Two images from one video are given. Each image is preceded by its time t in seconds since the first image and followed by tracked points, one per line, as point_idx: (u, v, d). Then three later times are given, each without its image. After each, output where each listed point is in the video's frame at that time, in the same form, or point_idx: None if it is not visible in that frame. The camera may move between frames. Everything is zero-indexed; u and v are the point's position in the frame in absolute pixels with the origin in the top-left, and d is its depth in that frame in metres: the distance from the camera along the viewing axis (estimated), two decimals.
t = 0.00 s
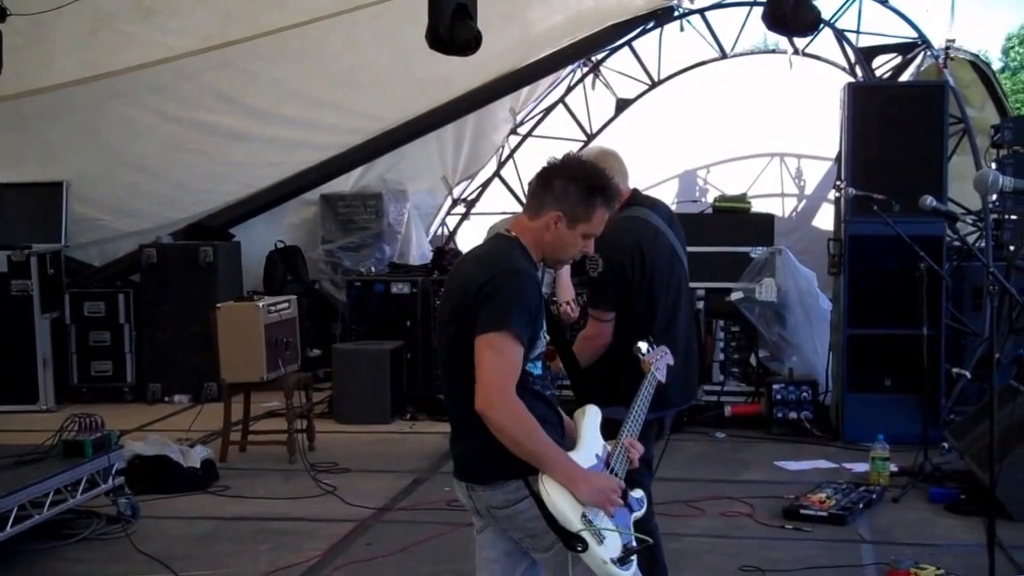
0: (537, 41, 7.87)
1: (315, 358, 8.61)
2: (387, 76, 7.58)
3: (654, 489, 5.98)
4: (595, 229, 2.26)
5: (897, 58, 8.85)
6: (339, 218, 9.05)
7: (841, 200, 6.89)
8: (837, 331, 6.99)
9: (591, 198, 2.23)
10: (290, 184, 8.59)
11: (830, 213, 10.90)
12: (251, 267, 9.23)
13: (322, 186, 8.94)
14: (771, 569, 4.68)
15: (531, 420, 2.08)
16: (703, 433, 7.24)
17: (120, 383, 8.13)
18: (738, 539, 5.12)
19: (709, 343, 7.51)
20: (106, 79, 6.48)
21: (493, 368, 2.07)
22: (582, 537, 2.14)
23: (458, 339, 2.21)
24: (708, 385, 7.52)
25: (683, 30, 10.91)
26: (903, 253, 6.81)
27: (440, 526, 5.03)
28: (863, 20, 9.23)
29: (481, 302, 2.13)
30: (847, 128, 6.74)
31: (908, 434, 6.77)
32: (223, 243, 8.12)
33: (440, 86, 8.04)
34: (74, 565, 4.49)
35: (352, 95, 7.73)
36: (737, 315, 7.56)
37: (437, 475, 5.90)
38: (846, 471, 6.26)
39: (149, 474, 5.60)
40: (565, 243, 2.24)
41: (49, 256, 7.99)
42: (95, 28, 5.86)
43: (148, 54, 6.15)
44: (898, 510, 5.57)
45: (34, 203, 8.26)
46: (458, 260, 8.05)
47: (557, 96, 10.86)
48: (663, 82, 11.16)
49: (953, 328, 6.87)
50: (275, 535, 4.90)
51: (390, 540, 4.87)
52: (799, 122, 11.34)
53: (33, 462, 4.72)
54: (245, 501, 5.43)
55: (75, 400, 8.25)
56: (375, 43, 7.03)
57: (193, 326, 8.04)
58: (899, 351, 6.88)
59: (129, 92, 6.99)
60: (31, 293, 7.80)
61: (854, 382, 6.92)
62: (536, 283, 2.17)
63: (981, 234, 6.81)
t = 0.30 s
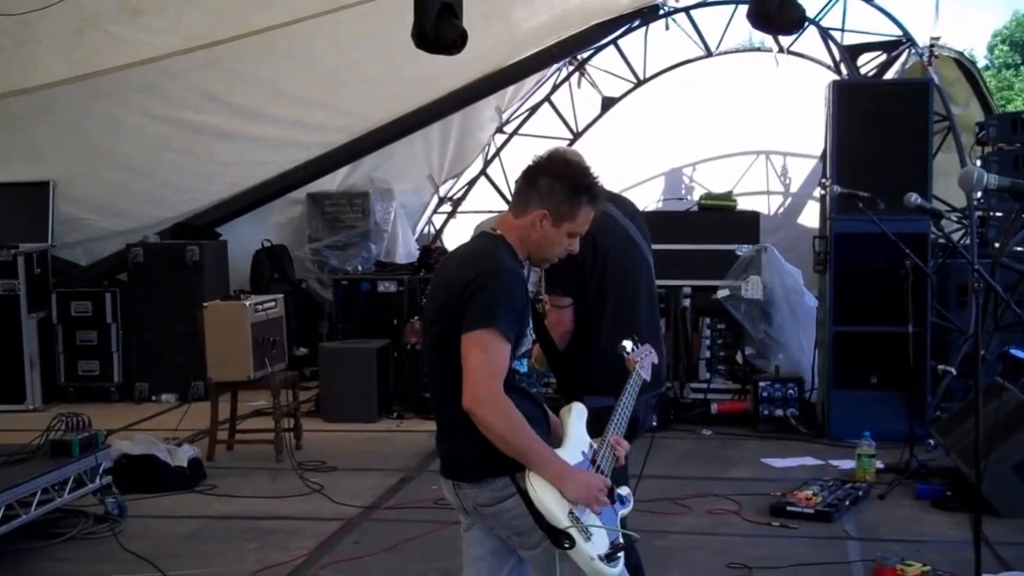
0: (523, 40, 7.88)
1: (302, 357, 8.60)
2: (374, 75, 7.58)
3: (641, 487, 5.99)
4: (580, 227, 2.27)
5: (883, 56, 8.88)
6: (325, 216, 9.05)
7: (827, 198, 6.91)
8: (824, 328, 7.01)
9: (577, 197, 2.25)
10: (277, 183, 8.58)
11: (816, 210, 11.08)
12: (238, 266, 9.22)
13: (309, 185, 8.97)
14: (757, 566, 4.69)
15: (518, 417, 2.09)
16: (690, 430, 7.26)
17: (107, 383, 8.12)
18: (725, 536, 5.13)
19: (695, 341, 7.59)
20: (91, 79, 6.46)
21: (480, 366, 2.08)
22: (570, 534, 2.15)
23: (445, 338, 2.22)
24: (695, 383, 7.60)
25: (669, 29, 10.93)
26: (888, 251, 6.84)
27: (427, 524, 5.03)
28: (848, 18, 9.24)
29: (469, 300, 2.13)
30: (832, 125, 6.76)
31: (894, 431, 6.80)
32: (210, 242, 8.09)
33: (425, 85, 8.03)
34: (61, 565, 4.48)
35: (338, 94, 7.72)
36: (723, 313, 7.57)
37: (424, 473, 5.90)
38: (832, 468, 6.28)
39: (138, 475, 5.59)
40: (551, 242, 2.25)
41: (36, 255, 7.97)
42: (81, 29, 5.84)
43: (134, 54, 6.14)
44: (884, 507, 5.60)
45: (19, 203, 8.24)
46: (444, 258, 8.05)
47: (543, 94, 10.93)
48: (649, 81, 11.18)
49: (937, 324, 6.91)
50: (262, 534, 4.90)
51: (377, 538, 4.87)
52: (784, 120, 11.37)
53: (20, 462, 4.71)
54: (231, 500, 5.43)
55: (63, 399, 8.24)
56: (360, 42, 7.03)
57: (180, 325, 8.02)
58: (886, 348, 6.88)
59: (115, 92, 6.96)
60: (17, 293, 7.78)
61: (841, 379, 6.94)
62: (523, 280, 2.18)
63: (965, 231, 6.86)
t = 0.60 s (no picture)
0: (505, 38, 7.89)
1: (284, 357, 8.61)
2: (356, 74, 7.58)
3: (624, 483, 6.01)
4: (559, 224, 2.28)
5: (863, 53, 8.92)
6: (308, 215, 9.05)
7: (807, 195, 6.94)
8: (805, 325, 7.04)
9: (557, 194, 2.26)
10: (259, 182, 8.58)
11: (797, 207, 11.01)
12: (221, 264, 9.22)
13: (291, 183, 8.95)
14: (740, 562, 4.72)
15: (500, 415, 2.10)
16: (672, 427, 7.28)
17: (90, 382, 8.11)
18: (708, 532, 5.15)
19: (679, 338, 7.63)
20: (73, 78, 6.44)
21: (462, 365, 2.09)
22: (552, 533, 2.14)
23: (426, 338, 2.23)
24: (677, 379, 7.64)
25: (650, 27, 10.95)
26: (869, 247, 6.87)
27: (411, 522, 5.05)
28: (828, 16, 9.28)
29: (449, 299, 2.15)
30: (813, 122, 6.78)
31: (876, 427, 6.77)
32: (192, 241, 8.08)
33: (407, 85, 8.03)
34: (44, 565, 4.47)
35: (320, 93, 7.72)
36: (706, 310, 7.61)
37: (407, 471, 5.91)
38: (814, 464, 6.31)
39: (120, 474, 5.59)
40: (530, 239, 2.26)
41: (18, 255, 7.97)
42: (62, 29, 5.82)
43: (115, 53, 6.12)
44: (866, 502, 5.63)
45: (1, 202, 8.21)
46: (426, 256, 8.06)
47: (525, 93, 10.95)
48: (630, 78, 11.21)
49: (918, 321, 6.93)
50: (245, 532, 4.91)
51: (360, 536, 4.88)
52: (765, 117, 11.37)
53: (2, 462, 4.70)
54: (214, 498, 5.43)
55: (45, 399, 8.22)
56: (341, 41, 7.03)
57: (162, 325, 8.02)
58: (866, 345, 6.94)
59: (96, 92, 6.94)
60: None
61: (822, 375, 6.98)
62: (503, 280, 2.19)
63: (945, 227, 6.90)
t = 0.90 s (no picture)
0: (482, 36, 7.90)
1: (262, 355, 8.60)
2: (333, 73, 7.58)
3: (601, 480, 6.03)
4: (534, 222, 2.30)
5: (839, 50, 8.97)
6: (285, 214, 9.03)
7: (784, 192, 6.97)
8: (782, 321, 7.07)
9: (532, 192, 2.28)
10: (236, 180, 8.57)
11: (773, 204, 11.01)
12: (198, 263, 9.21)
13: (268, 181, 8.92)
14: (716, 557, 4.75)
15: (477, 414, 2.12)
16: (649, 424, 7.31)
17: (67, 381, 8.10)
18: (685, 528, 5.18)
19: (655, 335, 7.65)
20: (48, 78, 6.42)
21: (440, 363, 2.11)
22: (526, 532, 2.16)
23: (403, 336, 2.25)
24: (655, 376, 7.62)
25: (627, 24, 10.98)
26: (845, 242, 6.90)
27: (389, 520, 5.06)
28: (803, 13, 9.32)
29: (426, 297, 2.16)
30: (789, 119, 6.80)
31: (853, 422, 6.83)
32: (169, 240, 8.05)
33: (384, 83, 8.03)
34: (21, 564, 4.47)
35: (298, 92, 7.72)
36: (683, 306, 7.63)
37: (385, 469, 5.92)
38: (790, 460, 6.34)
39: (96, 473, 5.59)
40: (506, 237, 2.28)
41: None
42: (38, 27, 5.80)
43: (91, 52, 6.11)
44: (841, 498, 5.67)
45: None
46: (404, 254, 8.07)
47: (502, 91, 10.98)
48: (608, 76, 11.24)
49: (894, 317, 6.94)
50: (224, 531, 4.91)
51: (339, 534, 4.90)
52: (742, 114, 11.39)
53: None
54: (192, 498, 5.43)
55: (22, 399, 8.20)
56: (318, 40, 7.02)
57: (140, 323, 8.01)
58: (844, 339, 6.98)
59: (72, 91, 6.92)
60: None
61: (799, 370, 7.01)
62: (479, 278, 2.21)
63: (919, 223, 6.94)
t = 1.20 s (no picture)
0: (455, 34, 7.91)
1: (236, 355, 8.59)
2: (307, 72, 7.58)
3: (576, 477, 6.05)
4: (490, 221, 2.31)
5: (810, 48, 9.02)
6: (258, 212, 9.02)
7: (756, 188, 7.00)
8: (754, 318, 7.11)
9: (486, 192, 2.29)
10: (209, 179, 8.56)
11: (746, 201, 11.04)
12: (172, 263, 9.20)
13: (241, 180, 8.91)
14: (690, 553, 4.77)
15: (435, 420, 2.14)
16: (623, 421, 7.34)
17: (40, 381, 8.07)
18: (658, 524, 5.21)
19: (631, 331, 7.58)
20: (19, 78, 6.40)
21: (397, 368, 2.12)
22: (484, 537, 2.17)
23: (362, 342, 2.26)
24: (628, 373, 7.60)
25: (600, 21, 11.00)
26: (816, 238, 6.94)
27: (364, 519, 5.07)
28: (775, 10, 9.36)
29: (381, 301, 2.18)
30: (761, 116, 6.83)
31: (825, 418, 6.87)
32: (142, 239, 8.06)
33: (358, 82, 8.03)
34: None
35: (271, 92, 7.71)
36: (656, 303, 7.64)
37: (360, 468, 5.93)
38: (763, 455, 6.38)
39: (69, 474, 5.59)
40: (462, 236, 2.29)
41: None
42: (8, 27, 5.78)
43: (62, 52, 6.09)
44: (814, 493, 5.70)
45: None
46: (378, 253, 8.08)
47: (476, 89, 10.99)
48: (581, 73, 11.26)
49: (867, 312, 6.98)
50: (198, 530, 4.92)
51: (313, 533, 4.90)
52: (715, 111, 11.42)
53: None
54: (166, 497, 5.43)
55: None
56: (291, 40, 7.02)
57: (114, 323, 8.01)
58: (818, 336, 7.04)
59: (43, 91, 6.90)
60: None
61: (772, 366, 7.03)
62: (434, 282, 2.22)
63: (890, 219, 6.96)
